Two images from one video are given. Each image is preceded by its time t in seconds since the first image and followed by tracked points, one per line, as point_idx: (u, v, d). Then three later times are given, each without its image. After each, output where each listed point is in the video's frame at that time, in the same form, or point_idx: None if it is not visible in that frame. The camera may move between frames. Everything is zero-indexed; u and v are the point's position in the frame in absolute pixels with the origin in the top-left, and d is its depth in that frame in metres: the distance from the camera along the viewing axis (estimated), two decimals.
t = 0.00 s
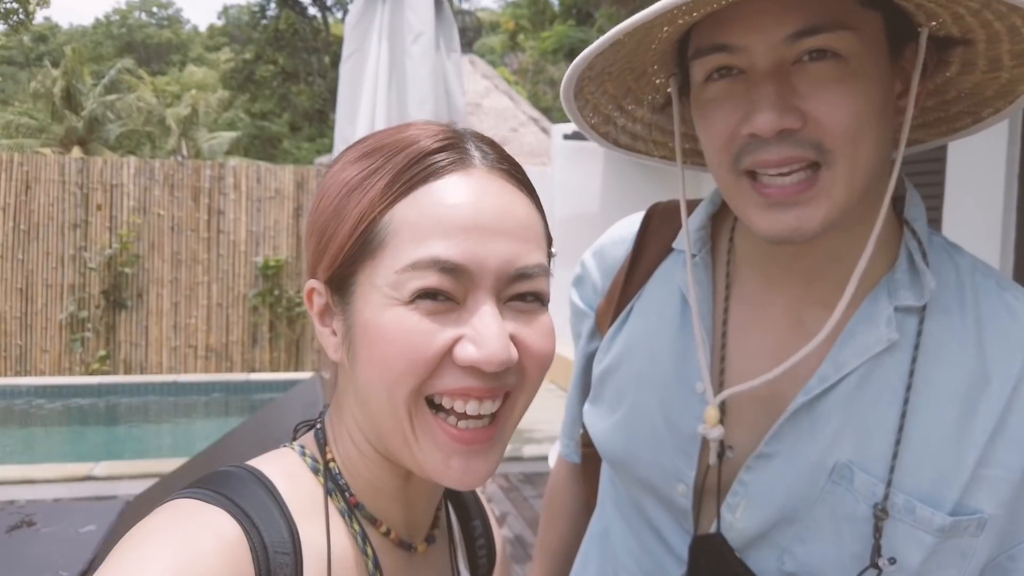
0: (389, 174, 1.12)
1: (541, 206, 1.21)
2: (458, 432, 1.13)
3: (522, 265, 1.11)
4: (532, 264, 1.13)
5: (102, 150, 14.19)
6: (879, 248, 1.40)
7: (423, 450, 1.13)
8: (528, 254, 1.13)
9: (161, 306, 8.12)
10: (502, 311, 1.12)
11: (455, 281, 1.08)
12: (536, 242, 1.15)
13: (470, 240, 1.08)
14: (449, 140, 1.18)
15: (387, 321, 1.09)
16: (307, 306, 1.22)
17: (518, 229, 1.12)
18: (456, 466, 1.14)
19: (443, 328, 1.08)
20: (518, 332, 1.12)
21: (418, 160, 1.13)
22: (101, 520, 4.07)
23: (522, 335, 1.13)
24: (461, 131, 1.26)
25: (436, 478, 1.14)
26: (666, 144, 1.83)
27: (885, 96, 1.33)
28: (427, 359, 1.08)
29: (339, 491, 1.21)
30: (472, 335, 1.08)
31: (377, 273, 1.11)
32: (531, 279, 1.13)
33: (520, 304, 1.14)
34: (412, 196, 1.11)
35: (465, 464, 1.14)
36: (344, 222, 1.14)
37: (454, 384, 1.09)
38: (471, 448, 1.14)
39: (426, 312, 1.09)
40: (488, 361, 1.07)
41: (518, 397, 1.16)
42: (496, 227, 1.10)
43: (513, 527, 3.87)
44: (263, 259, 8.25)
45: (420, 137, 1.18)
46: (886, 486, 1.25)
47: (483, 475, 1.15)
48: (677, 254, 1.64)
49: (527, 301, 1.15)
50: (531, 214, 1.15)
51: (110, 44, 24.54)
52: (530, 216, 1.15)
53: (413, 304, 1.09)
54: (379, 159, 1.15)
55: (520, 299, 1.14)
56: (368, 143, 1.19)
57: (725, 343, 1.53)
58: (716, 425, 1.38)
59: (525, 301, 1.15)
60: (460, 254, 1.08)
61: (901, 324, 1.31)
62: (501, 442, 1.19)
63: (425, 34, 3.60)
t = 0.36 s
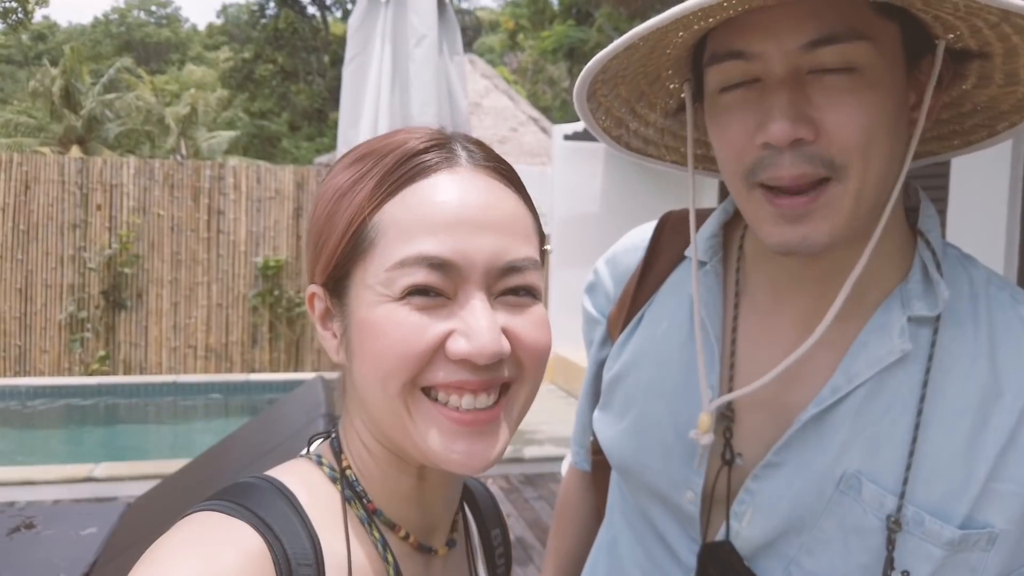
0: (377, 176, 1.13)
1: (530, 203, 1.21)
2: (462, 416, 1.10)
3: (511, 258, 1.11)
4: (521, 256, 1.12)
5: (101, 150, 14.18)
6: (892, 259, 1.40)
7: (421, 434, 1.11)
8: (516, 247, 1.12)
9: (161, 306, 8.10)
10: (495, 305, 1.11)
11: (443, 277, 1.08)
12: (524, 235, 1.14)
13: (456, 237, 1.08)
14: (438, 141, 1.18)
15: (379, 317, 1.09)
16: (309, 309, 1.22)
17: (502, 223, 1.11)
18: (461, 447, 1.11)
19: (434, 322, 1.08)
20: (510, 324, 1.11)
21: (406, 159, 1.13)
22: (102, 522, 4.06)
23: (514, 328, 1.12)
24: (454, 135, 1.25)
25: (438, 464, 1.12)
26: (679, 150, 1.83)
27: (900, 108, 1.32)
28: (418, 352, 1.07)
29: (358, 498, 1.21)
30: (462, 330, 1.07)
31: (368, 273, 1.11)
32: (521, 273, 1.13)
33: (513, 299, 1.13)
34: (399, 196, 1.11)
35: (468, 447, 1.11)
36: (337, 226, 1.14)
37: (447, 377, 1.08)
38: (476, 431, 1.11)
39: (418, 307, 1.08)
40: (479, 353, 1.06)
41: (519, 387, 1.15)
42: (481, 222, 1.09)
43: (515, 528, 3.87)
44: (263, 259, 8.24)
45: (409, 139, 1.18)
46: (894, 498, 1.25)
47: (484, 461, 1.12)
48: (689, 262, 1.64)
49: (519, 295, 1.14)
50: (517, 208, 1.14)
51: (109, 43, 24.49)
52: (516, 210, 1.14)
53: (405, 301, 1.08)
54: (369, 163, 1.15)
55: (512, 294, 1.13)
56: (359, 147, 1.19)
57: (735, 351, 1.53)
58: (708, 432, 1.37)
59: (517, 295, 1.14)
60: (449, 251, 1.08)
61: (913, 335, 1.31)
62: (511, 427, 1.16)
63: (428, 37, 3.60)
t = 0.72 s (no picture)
0: (407, 179, 1.10)
1: (556, 213, 1.18)
2: (475, 425, 1.09)
3: (534, 270, 1.09)
4: (545, 268, 1.10)
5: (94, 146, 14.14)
6: (887, 256, 1.39)
7: (438, 441, 1.09)
8: (542, 259, 1.10)
9: (153, 303, 8.06)
10: (515, 316, 1.09)
11: (466, 285, 1.06)
12: (549, 247, 1.12)
13: (483, 245, 1.06)
14: (468, 147, 1.16)
15: (399, 323, 1.07)
16: (328, 308, 1.19)
17: (529, 234, 1.09)
18: (476, 456, 1.09)
19: (456, 331, 1.07)
20: (531, 337, 1.10)
21: (436, 166, 1.11)
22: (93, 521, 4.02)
23: (536, 341, 1.10)
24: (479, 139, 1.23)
25: (454, 473, 1.10)
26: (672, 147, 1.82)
27: (890, 104, 1.31)
28: (439, 361, 1.06)
29: (368, 500, 1.20)
30: (483, 339, 1.06)
31: (391, 277, 1.09)
32: (544, 285, 1.10)
33: (535, 310, 1.12)
34: (427, 201, 1.09)
35: (482, 456, 1.10)
36: (363, 226, 1.12)
37: (465, 387, 1.07)
38: (490, 440, 1.10)
39: (440, 315, 1.07)
40: (499, 365, 1.05)
41: (535, 400, 1.13)
42: (507, 231, 1.07)
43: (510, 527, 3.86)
44: (256, 256, 8.21)
45: (438, 144, 1.16)
46: (887, 496, 1.24)
47: (501, 469, 1.10)
48: (681, 261, 1.63)
49: (540, 306, 1.12)
50: (545, 220, 1.12)
51: (102, 39, 24.45)
52: (544, 222, 1.12)
53: (427, 308, 1.07)
54: (400, 165, 1.12)
55: (533, 305, 1.11)
56: (389, 148, 1.17)
57: (727, 348, 1.52)
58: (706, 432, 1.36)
59: (539, 307, 1.12)
60: (474, 260, 1.06)
61: (906, 333, 1.30)
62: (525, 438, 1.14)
63: (423, 34, 3.56)
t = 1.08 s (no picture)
0: (405, 176, 1.10)
1: (554, 209, 1.19)
2: (472, 424, 1.10)
3: (531, 270, 1.09)
4: (543, 268, 1.11)
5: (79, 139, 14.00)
6: (873, 250, 1.41)
7: (436, 441, 1.10)
8: (540, 259, 1.10)
9: (140, 299, 8.01)
10: (513, 317, 1.10)
11: (464, 287, 1.06)
12: (547, 247, 1.12)
13: (480, 246, 1.06)
14: (466, 142, 1.16)
15: (398, 321, 1.07)
16: (325, 302, 1.19)
17: (527, 234, 1.10)
18: (472, 455, 1.11)
19: (453, 330, 1.07)
20: (528, 336, 1.11)
21: (433, 163, 1.10)
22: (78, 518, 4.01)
23: (533, 340, 1.12)
24: (477, 132, 1.23)
25: (452, 472, 1.12)
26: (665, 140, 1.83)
27: (871, 100, 1.32)
28: (436, 361, 1.07)
29: (366, 492, 1.20)
30: (480, 340, 1.07)
31: (388, 275, 1.09)
32: (542, 285, 1.11)
33: (532, 310, 1.12)
34: (424, 201, 1.08)
35: (479, 455, 1.11)
36: (361, 223, 1.11)
37: (463, 387, 1.08)
38: (487, 439, 1.11)
39: (437, 316, 1.07)
40: (496, 366, 1.06)
41: (532, 398, 1.14)
42: (505, 231, 1.08)
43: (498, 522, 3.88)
44: (244, 252, 8.18)
45: (437, 139, 1.15)
46: (871, 487, 1.26)
47: (497, 467, 1.12)
48: (670, 256, 1.64)
49: (537, 306, 1.13)
50: (542, 217, 1.12)
51: (87, 33, 24.26)
52: (541, 219, 1.13)
53: (424, 309, 1.07)
54: (398, 162, 1.11)
55: (530, 305, 1.12)
56: (385, 144, 1.15)
57: (715, 341, 1.54)
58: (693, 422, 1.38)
59: (536, 307, 1.13)
60: (472, 260, 1.06)
61: (891, 325, 1.32)
62: (519, 435, 1.16)
63: (412, 29, 3.56)
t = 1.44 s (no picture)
0: (403, 181, 1.10)
1: (553, 212, 1.19)
2: (469, 430, 1.10)
3: (530, 276, 1.10)
4: (541, 274, 1.11)
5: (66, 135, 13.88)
6: (865, 255, 1.42)
7: (432, 447, 1.11)
8: (538, 265, 1.11)
9: (129, 295, 7.97)
10: (510, 322, 1.11)
11: (463, 292, 1.07)
12: (546, 252, 1.13)
13: (479, 252, 1.07)
14: (466, 147, 1.15)
15: (395, 326, 1.08)
16: (324, 304, 1.20)
17: (527, 240, 1.10)
18: (468, 460, 1.11)
19: (451, 335, 1.08)
20: (526, 342, 1.12)
21: (432, 168, 1.10)
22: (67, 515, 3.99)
23: (531, 345, 1.12)
24: (478, 135, 1.23)
25: (447, 477, 1.12)
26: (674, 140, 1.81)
27: (856, 107, 1.33)
28: (434, 367, 1.07)
29: (362, 495, 1.20)
30: (478, 345, 1.07)
31: (385, 280, 1.09)
32: (541, 290, 1.12)
33: (530, 315, 1.13)
34: (423, 204, 1.08)
35: (476, 461, 1.12)
36: (358, 227, 1.11)
37: (460, 393, 1.08)
38: (485, 445, 1.12)
39: (435, 321, 1.07)
40: (494, 372, 1.06)
41: (529, 403, 1.15)
42: (505, 237, 1.08)
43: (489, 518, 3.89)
44: (234, 248, 8.15)
45: (437, 143, 1.15)
46: (862, 491, 1.27)
47: (493, 473, 1.12)
48: (664, 258, 1.65)
49: (536, 311, 1.14)
50: (543, 223, 1.13)
51: (75, 27, 24.09)
52: (542, 225, 1.13)
53: (421, 313, 1.07)
54: (397, 165, 1.11)
55: (529, 310, 1.13)
56: (384, 146, 1.16)
57: (706, 344, 1.54)
58: (681, 417, 1.41)
59: (535, 312, 1.14)
60: (471, 266, 1.06)
61: (883, 331, 1.33)
62: (516, 439, 1.16)
63: (404, 26, 3.56)
